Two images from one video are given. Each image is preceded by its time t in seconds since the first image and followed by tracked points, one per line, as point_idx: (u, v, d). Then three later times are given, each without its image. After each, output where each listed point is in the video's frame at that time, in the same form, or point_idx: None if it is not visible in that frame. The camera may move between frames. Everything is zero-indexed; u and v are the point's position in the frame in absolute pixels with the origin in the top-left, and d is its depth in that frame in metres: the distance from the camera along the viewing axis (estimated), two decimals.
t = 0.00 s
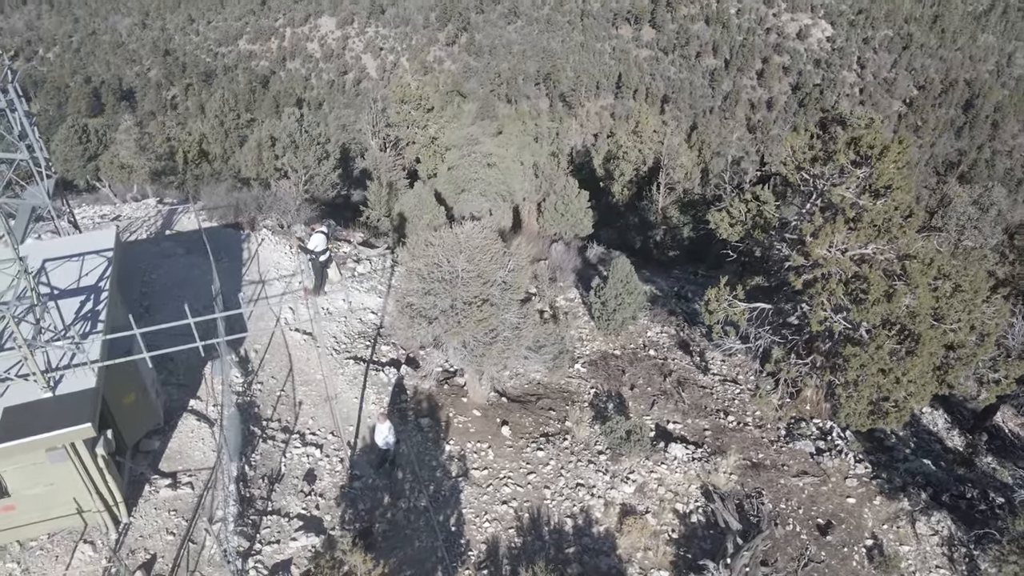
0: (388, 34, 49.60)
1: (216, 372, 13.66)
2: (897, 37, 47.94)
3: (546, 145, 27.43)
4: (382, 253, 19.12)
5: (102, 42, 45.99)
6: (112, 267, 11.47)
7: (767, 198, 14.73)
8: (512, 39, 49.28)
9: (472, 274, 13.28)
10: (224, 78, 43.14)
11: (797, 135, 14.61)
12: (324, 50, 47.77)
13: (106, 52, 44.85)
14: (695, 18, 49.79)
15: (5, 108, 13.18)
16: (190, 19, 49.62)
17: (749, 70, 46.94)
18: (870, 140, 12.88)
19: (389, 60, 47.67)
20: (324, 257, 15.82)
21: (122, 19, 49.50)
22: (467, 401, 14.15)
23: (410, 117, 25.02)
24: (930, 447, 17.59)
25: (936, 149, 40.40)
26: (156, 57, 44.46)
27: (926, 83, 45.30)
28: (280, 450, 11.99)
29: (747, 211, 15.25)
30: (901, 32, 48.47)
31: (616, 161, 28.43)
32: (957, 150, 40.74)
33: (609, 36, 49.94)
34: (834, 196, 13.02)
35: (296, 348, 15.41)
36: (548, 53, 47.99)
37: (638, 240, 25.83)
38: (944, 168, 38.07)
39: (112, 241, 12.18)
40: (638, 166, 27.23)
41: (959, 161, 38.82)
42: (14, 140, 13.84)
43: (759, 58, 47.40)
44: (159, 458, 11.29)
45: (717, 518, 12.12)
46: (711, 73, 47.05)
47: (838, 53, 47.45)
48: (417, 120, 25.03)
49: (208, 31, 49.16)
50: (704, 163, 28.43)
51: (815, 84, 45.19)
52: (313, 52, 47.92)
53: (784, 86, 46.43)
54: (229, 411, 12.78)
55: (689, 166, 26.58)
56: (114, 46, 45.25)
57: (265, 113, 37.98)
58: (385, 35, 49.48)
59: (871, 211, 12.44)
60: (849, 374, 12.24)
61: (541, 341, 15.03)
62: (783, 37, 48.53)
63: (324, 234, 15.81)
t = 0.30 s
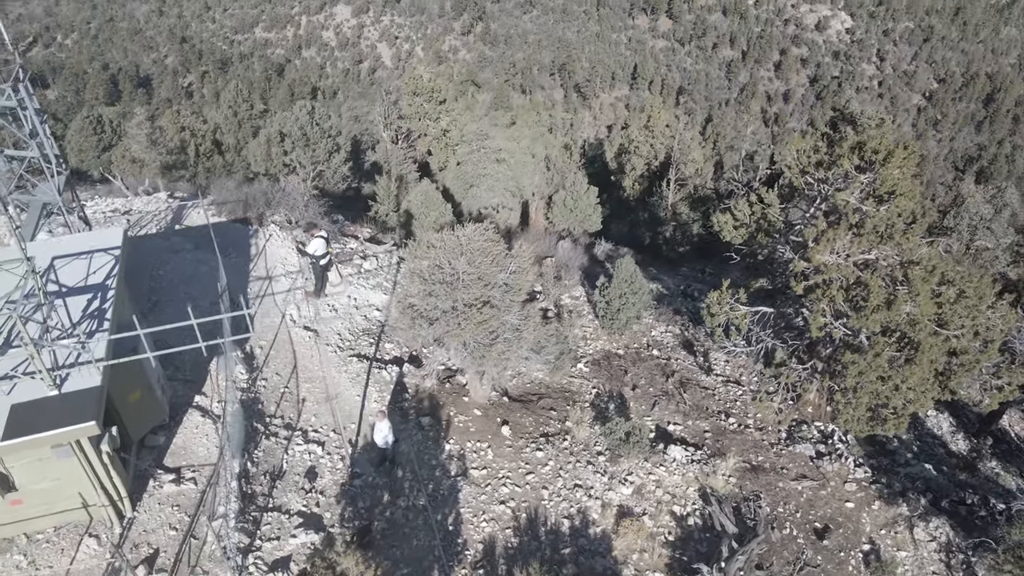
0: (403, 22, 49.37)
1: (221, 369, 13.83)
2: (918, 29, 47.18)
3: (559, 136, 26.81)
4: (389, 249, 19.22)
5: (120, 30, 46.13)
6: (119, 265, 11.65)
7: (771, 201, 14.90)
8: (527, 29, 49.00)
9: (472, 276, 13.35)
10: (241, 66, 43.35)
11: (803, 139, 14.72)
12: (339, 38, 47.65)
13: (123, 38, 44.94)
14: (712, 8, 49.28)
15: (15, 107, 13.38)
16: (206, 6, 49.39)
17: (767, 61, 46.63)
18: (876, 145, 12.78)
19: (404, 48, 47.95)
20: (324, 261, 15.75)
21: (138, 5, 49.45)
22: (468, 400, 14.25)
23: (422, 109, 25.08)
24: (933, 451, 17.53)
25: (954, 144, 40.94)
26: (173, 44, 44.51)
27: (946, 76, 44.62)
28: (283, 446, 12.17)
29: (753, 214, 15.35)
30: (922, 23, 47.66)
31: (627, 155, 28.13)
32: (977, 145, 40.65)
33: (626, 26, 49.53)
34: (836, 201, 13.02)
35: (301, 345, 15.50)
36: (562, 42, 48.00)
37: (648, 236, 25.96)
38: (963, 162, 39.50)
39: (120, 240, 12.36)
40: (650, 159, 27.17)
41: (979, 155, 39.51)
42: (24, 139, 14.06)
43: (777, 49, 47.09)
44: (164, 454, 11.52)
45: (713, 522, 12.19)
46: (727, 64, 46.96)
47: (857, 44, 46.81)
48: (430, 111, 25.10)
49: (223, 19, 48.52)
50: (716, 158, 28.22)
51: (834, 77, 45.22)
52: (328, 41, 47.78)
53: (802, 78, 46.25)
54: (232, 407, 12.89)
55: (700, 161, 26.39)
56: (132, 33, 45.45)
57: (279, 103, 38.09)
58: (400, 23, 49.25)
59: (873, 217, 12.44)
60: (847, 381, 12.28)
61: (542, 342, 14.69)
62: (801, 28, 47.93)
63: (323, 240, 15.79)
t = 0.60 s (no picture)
0: (418, 12, 49.34)
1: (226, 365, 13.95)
2: (939, 22, 46.58)
3: (573, 128, 26.56)
4: (395, 247, 19.33)
5: (137, 17, 45.46)
6: (126, 263, 11.83)
7: (776, 205, 14.95)
8: (543, 19, 48.86)
9: (472, 278, 13.35)
10: (257, 55, 43.60)
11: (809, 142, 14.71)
12: (355, 28, 47.66)
13: (141, 26, 45.12)
14: None
15: (26, 107, 13.58)
16: None
17: (784, 54, 46.34)
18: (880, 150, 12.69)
19: (420, 38, 47.95)
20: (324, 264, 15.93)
21: None
22: (468, 399, 14.37)
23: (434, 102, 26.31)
24: (936, 456, 17.49)
25: (975, 138, 40.33)
26: (190, 31, 44.68)
27: (967, 70, 44.08)
28: (285, 444, 12.37)
29: (756, 217, 15.45)
30: (943, 17, 47.00)
31: (639, 150, 27.98)
32: (998, 140, 40.04)
33: (642, 17, 49.21)
34: (840, 207, 13.02)
35: (305, 342, 15.60)
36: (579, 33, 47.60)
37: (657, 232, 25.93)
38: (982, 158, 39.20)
39: (128, 238, 12.54)
40: (662, 154, 27.10)
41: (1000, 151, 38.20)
42: (35, 137, 14.31)
43: (795, 41, 46.70)
44: (169, 449, 11.73)
45: (709, 525, 12.29)
46: (744, 57, 46.48)
47: (877, 37, 46.32)
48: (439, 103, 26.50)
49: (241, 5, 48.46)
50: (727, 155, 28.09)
51: (852, 69, 44.66)
52: (344, 30, 47.82)
53: (820, 71, 45.73)
54: (236, 405, 13.05)
55: (712, 156, 26.28)
56: (148, 20, 45.56)
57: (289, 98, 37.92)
58: (416, 13, 49.21)
59: (877, 223, 12.41)
60: (846, 388, 12.34)
61: (543, 344, 14.62)
62: (821, 20, 47.46)
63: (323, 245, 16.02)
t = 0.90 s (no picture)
0: (434, 2, 49.36)
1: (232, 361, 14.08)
2: (962, 14, 45.92)
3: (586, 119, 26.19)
4: (402, 244, 19.37)
5: (155, 4, 45.95)
6: (133, 262, 12.01)
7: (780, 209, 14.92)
8: (559, 10, 48.65)
9: (472, 280, 13.43)
10: (274, 43, 43.78)
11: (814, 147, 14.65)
12: (371, 17, 47.70)
13: (158, 13, 45.31)
14: None
15: (37, 107, 13.82)
16: None
17: (802, 46, 46.01)
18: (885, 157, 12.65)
19: (435, 27, 48.02)
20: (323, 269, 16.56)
21: None
22: (470, 399, 14.48)
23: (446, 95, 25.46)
24: (938, 462, 17.01)
25: (995, 133, 37.64)
26: (208, 19, 44.87)
27: (989, 65, 43.45)
28: (288, 441, 12.56)
29: (760, 221, 15.45)
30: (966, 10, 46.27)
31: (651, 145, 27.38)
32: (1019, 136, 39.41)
33: (660, 7, 48.77)
34: (843, 213, 13.01)
35: (309, 339, 15.71)
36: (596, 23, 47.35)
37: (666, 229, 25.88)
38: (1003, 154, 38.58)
39: (135, 236, 12.72)
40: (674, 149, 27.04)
41: (1021, 147, 35.78)
42: (47, 136, 14.67)
43: (814, 33, 46.33)
44: (174, 445, 11.95)
45: (705, 528, 12.44)
46: (762, 48, 46.49)
47: (898, 29, 45.82)
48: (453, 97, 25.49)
49: None
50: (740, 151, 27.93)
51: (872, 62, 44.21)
52: (360, 18, 47.87)
53: (839, 63, 45.37)
54: (240, 402, 13.18)
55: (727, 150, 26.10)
56: (166, 8, 45.60)
57: (302, 89, 37.65)
58: (432, 3, 49.26)
59: (879, 230, 12.41)
60: (843, 396, 12.48)
61: (543, 345, 14.56)
62: (841, 11, 47.37)
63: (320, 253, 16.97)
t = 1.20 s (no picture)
0: None
1: (237, 357, 14.24)
2: (985, 8, 45.25)
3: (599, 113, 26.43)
4: (408, 241, 19.49)
5: None
6: (140, 260, 12.21)
7: (784, 214, 14.92)
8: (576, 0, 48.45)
9: (473, 283, 13.54)
10: (290, 32, 43.93)
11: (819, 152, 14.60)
12: (388, 7, 47.81)
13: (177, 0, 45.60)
14: None
15: (48, 105, 14.03)
16: None
17: (822, 39, 45.56)
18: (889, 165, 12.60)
19: (451, 18, 48.12)
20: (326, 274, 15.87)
21: None
22: (471, 398, 14.58)
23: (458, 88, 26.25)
24: (943, 467, 17.15)
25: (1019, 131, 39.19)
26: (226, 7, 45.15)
27: (1012, 60, 42.82)
28: (290, 438, 12.75)
29: (764, 225, 15.42)
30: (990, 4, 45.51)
31: (664, 140, 27.14)
32: None
33: None
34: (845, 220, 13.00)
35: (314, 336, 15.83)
36: (613, 13, 47.08)
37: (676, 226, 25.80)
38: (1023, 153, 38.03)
39: (143, 234, 12.91)
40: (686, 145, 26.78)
41: None
42: (59, 134, 14.94)
43: (834, 26, 45.78)
44: (178, 441, 12.17)
45: (702, 532, 12.56)
46: (781, 42, 46.02)
47: (920, 23, 45.19)
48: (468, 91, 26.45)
49: None
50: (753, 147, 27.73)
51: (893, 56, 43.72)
52: (376, 8, 47.98)
53: (858, 57, 44.92)
54: (244, 398, 13.35)
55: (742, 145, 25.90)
56: None
57: (316, 80, 37.42)
58: None
59: (880, 238, 12.41)
60: (842, 403, 12.53)
61: (545, 347, 14.57)
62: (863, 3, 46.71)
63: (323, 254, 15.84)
